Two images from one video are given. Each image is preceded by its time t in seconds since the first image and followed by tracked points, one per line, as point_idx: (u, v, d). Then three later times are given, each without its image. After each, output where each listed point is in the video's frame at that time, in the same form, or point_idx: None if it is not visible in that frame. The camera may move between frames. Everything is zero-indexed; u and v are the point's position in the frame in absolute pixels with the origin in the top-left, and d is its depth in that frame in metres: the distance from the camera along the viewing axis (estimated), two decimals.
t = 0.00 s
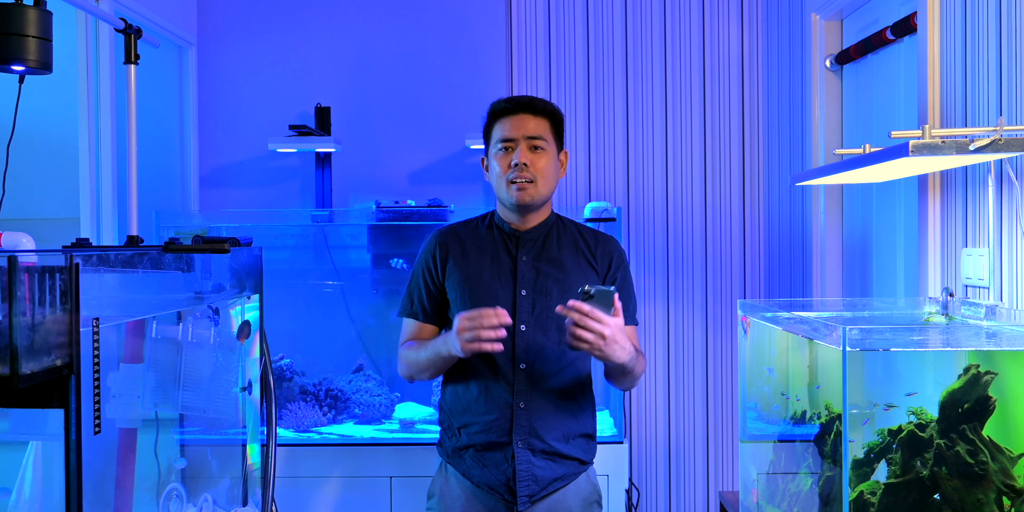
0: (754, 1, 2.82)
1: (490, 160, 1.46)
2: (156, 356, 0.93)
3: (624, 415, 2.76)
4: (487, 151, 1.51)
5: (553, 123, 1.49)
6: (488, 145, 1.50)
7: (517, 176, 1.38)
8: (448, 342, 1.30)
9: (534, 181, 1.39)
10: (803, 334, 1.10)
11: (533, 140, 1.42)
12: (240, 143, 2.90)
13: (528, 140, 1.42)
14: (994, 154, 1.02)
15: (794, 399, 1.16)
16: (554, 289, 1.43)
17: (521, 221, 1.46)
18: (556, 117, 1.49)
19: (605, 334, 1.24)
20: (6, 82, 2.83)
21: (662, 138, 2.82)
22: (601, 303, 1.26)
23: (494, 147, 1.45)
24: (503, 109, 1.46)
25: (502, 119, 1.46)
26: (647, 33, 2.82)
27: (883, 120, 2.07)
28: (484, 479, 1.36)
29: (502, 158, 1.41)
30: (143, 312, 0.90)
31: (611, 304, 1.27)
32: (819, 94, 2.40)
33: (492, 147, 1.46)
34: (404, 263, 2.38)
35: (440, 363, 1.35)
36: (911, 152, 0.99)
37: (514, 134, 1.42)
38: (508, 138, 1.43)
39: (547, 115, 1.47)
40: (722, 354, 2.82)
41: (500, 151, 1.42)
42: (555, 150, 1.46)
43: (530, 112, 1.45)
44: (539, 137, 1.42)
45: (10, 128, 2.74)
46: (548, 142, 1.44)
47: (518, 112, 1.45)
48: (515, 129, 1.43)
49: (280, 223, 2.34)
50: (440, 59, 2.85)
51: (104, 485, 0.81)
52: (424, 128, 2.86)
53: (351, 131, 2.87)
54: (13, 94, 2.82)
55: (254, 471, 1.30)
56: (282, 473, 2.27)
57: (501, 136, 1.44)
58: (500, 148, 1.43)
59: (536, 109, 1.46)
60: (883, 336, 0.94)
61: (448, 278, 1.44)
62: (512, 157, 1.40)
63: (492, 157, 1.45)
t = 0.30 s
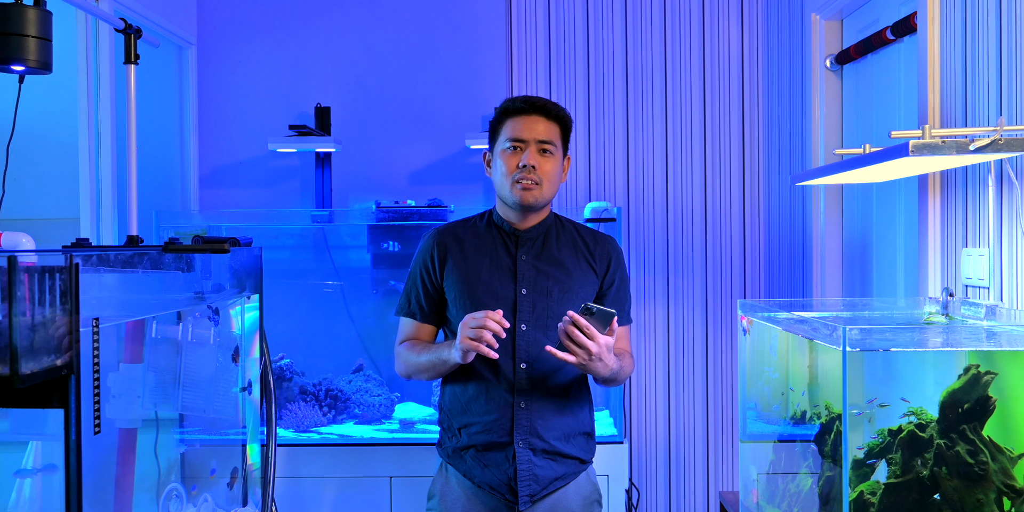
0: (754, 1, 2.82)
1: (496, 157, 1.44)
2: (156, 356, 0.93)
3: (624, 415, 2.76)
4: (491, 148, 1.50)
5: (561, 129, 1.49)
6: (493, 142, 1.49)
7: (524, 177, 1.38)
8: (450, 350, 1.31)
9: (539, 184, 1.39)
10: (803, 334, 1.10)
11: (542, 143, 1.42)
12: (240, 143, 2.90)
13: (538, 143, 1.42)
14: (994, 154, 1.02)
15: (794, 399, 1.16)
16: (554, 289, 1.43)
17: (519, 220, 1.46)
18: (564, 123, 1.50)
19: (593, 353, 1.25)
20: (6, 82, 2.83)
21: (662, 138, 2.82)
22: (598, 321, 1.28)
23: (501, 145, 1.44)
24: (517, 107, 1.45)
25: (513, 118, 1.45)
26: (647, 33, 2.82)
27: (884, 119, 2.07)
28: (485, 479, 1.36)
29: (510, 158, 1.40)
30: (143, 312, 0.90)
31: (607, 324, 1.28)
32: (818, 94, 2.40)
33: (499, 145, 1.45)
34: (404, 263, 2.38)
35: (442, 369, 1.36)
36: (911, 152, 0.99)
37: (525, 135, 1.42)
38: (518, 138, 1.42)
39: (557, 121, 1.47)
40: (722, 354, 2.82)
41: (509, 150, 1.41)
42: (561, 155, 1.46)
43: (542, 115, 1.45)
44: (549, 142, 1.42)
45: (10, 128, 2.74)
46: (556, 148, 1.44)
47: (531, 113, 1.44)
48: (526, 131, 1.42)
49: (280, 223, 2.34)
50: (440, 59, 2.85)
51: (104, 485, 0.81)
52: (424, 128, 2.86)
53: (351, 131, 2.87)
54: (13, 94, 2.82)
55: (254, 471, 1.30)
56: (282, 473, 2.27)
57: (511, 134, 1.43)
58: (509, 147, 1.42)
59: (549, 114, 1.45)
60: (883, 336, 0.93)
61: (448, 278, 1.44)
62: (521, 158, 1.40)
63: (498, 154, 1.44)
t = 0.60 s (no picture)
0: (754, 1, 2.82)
1: (493, 158, 1.45)
2: (156, 357, 0.93)
3: (624, 415, 2.76)
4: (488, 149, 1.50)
5: (556, 125, 1.49)
6: (489, 143, 1.49)
7: (521, 175, 1.38)
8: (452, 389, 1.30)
9: (536, 181, 1.39)
10: (803, 334, 1.10)
11: (537, 140, 1.42)
12: (240, 142, 2.90)
13: (532, 140, 1.42)
14: (994, 154, 1.02)
15: (794, 399, 1.16)
16: (555, 290, 1.43)
17: (519, 219, 1.46)
18: (559, 119, 1.50)
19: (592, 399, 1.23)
20: (6, 82, 2.83)
21: (662, 138, 2.82)
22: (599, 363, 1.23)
23: (497, 145, 1.44)
24: (509, 107, 1.45)
25: (507, 118, 1.45)
26: (647, 33, 2.82)
27: (884, 119, 2.07)
28: (485, 479, 1.36)
29: (506, 157, 1.40)
30: (143, 312, 0.90)
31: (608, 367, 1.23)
32: (818, 94, 2.40)
33: (495, 145, 1.45)
34: (404, 263, 2.38)
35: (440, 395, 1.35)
36: (911, 152, 0.99)
37: (520, 134, 1.42)
38: (513, 137, 1.42)
39: (551, 117, 1.47)
40: (722, 354, 2.82)
41: (504, 150, 1.42)
42: (557, 151, 1.46)
43: (535, 112, 1.45)
44: (543, 138, 1.42)
45: (10, 128, 2.74)
46: (552, 143, 1.44)
47: (524, 112, 1.44)
48: (521, 129, 1.42)
49: (280, 223, 2.34)
50: (439, 59, 2.86)
51: (103, 485, 0.81)
52: (424, 128, 2.86)
53: (351, 131, 2.87)
54: (13, 94, 2.82)
55: (254, 471, 1.30)
56: (282, 473, 2.27)
57: (506, 134, 1.43)
58: (504, 146, 1.42)
59: (542, 111, 1.45)
60: (883, 336, 0.94)
61: (449, 278, 1.44)
62: (517, 156, 1.40)
63: (494, 154, 1.44)
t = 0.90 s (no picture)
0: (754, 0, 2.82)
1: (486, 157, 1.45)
2: (156, 357, 0.93)
3: (624, 415, 2.76)
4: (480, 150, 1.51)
5: (544, 118, 1.49)
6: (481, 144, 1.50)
7: (515, 168, 1.38)
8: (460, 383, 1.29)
9: (531, 172, 1.38)
10: (803, 333, 1.10)
11: (527, 133, 1.42)
12: (240, 142, 2.90)
13: (522, 134, 1.42)
14: (994, 154, 1.02)
15: (794, 399, 1.16)
16: (554, 289, 1.43)
17: (517, 217, 1.46)
18: (547, 113, 1.50)
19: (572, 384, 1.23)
20: (5, 82, 2.83)
21: (662, 138, 2.82)
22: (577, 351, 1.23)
23: (488, 144, 1.45)
24: (496, 105, 1.47)
25: (495, 116, 1.46)
26: (647, 33, 2.82)
27: (884, 119, 2.07)
28: (485, 479, 1.36)
29: (497, 153, 1.41)
30: (143, 312, 0.90)
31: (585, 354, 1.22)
32: (818, 94, 2.40)
33: (486, 145, 1.46)
34: (404, 263, 2.38)
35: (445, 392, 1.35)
36: (911, 152, 0.99)
37: (509, 129, 1.43)
38: (502, 133, 1.43)
39: (538, 111, 1.48)
40: (722, 354, 2.82)
41: (496, 147, 1.42)
42: (549, 143, 1.46)
43: (521, 107, 1.46)
44: (533, 130, 1.43)
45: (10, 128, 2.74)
46: (542, 135, 1.44)
47: (510, 107, 1.46)
48: (510, 124, 1.43)
49: (280, 223, 2.34)
50: (439, 59, 2.85)
51: (103, 485, 0.81)
52: (424, 128, 2.86)
53: (351, 131, 2.87)
54: (13, 95, 2.82)
55: (254, 471, 1.30)
56: (282, 473, 2.27)
57: (496, 131, 1.44)
58: (495, 143, 1.43)
59: (527, 105, 1.47)
60: (883, 336, 0.93)
61: (448, 280, 1.44)
62: (508, 151, 1.40)
63: (487, 153, 1.45)
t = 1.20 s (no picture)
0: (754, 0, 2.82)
1: (487, 163, 1.44)
2: (156, 356, 0.93)
3: (623, 415, 2.75)
4: (477, 154, 1.49)
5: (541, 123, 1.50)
6: (478, 148, 1.48)
7: (526, 175, 1.37)
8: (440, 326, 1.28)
9: (541, 179, 1.38)
10: (803, 334, 1.10)
11: (531, 139, 1.42)
12: (240, 143, 2.90)
13: (527, 140, 1.42)
14: (994, 154, 1.02)
15: (794, 399, 1.16)
16: (552, 288, 1.43)
17: (517, 220, 1.46)
18: (543, 118, 1.51)
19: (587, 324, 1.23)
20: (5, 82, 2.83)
21: (662, 138, 2.82)
22: (593, 293, 1.29)
23: (490, 149, 1.43)
24: (497, 110, 1.45)
25: (496, 121, 1.45)
26: (647, 33, 2.82)
27: (884, 119, 2.07)
28: (485, 478, 1.36)
29: (505, 159, 1.40)
30: (143, 312, 0.90)
31: (603, 297, 1.29)
32: (818, 94, 2.40)
33: (488, 151, 1.44)
34: (404, 263, 2.38)
35: (435, 353, 1.34)
36: (911, 152, 0.99)
37: (514, 135, 1.42)
38: (507, 140, 1.41)
39: (537, 116, 1.49)
40: (722, 353, 2.82)
41: (501, 153, 1.41)
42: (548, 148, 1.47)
43: (522, 112, 1.46)
44: (537, 136, 1.43)
45: (10, 128, 2.74)
46: (544, 141, 1.45)
47: (512, 113, 1.45)
48: (513, 131, 1.42)
49: (280, 223, 2.34)
50: (439, 59, 2.85)
51: (103, 485, 0.81)
52: (424, 128, 2.86)
53: (351, 132, 2.87)
54: (13, 94, 2.82)
55: (254, 470, 1.30)
56: (282, 473, 2.27)
57: (498, 138, 1.42)
58: (500, 149, 1.41)
59: (527, 110, 1.47)
60: (884, 336, 0.94)
61: (446, 281, 1.44)
62: (517, 158, 1.39)
63: (488, 159, 1.43)
